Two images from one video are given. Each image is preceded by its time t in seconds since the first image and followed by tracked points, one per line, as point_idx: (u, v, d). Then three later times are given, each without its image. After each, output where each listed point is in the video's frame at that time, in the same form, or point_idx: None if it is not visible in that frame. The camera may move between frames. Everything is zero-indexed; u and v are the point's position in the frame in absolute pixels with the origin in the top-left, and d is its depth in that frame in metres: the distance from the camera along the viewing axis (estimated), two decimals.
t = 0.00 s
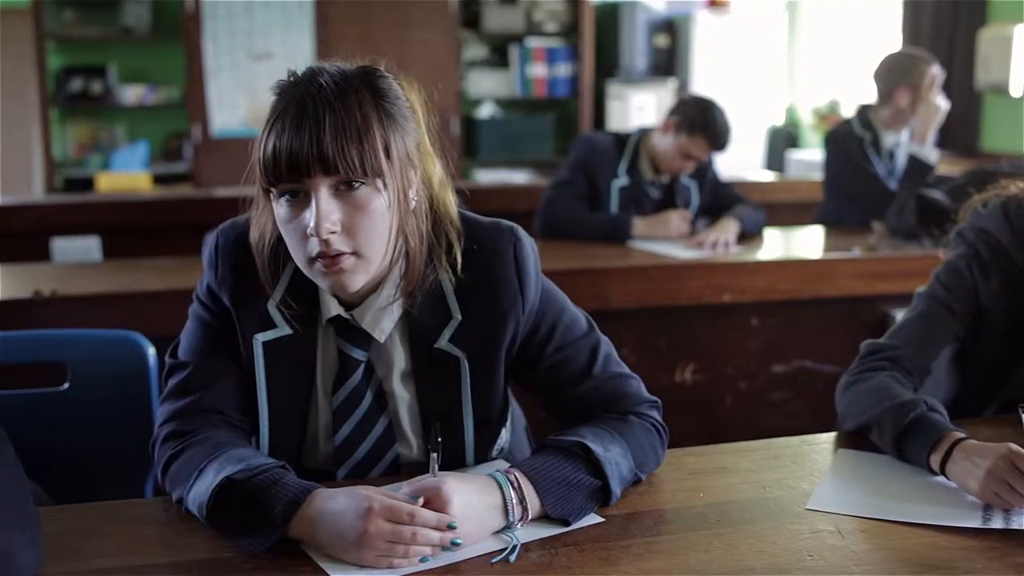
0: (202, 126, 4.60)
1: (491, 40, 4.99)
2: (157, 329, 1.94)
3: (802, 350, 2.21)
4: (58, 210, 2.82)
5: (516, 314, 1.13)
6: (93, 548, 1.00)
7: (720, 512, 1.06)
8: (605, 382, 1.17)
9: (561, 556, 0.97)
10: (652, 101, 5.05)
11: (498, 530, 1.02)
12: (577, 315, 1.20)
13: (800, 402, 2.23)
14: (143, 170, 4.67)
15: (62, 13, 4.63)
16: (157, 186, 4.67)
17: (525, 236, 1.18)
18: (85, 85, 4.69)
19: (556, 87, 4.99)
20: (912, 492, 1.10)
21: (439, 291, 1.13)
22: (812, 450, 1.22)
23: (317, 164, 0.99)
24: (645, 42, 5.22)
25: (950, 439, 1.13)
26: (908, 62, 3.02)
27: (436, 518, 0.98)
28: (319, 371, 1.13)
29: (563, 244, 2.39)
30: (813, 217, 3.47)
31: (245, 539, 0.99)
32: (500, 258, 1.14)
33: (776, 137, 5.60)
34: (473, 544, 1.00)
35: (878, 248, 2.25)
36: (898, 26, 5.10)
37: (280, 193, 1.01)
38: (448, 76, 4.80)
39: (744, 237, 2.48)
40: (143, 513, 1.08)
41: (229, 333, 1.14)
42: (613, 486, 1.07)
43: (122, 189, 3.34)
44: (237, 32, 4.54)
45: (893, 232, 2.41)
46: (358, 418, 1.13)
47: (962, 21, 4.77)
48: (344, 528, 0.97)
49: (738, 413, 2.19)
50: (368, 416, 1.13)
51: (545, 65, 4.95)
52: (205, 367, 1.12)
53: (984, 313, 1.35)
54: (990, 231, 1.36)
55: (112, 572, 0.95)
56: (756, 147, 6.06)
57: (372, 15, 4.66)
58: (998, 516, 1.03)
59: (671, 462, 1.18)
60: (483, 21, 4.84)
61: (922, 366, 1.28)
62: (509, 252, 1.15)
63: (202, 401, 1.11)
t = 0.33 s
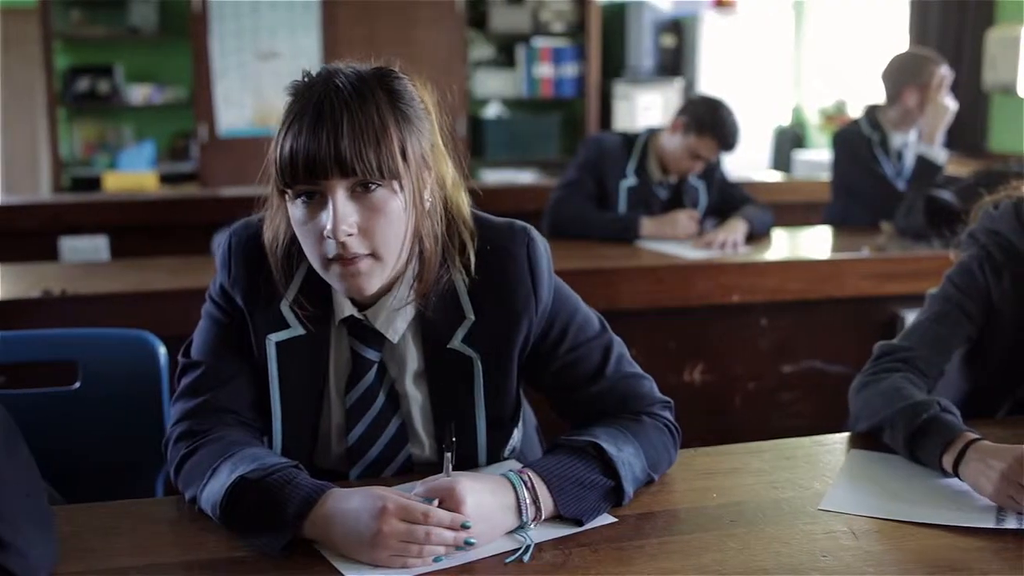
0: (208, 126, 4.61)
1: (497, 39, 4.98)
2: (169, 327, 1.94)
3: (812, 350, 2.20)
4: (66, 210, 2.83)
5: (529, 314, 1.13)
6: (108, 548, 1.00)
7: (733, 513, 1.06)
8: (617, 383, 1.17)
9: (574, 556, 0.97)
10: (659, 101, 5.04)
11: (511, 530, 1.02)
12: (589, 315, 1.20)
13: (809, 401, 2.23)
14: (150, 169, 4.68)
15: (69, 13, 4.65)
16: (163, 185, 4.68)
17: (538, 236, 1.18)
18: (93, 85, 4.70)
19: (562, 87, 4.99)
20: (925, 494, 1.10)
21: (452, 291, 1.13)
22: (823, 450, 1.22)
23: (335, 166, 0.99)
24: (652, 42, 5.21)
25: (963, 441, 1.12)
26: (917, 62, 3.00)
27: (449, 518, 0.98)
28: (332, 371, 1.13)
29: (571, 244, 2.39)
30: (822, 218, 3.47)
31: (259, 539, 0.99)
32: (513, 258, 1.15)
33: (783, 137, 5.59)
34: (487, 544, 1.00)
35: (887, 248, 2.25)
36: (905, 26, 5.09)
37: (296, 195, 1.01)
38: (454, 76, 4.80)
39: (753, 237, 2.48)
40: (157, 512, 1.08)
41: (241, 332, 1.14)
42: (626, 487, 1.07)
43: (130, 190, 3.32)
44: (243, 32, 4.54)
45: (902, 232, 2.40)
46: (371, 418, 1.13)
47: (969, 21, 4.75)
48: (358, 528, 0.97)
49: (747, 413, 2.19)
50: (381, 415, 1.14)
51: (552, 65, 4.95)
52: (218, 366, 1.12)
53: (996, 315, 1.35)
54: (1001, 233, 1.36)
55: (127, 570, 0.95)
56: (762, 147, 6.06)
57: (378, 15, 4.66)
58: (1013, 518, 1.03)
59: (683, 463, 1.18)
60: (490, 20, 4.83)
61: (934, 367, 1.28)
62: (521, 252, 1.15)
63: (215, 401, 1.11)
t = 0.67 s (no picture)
0: (217, 125, 4.61)
1: (505, 39, 4.98)
2: (182, 326, 1.94)
3: (823, 350, 2.20)
4: (76, 209, 2.83)
5: (546, 314, 1.13)
6: (126, 547, 1.00)
7: (750, 513, 1.06)
8: (634, 383, 1.17)
9: (593, 556, 0.97)
10: (667, 101, 5.05)
11: (529, 530, 1.02)
12: (605, 315, 1.20)
13: (820, 402, 2.23)
14: (159, 169, 4.68)
15: (77, 13, 4.66)
16: (173, 185, 4.68)
17: (553, 237, 1.18)
18: (101, 84, 4.70)
19: (571, 87, 4.99)
20: (941, 495, 1.10)
21: (469, 293, 1.13)
22: (838, 451, 1.22)
23: (361, 173, 0.99)
24: (660, 42, 5.21)
25: (979, 442, 1.12)
26: (928, 61, 2.98)
27: (468, 518, 0.98)
28: (349, 371, 1.14)
29: (582, 244, 2.39)
30: (832, 218, 3.46)
31: (277, 539, 0.99)
32: (529, 258, 1.14)
33: (791, 138, 5.59)
34: (505, 544, 1.00)
35: (898, 249, 2.24)
36: (914, 26, 5.08)
37: (320, 201, 1.00)
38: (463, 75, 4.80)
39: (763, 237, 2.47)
40: (174, 511, 1.08)
41: (258, 332, 1.14)
42: (643, 487, 1.07)
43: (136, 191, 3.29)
44: (252, 32, 4.55)
45: (913, 233, 2.39)
46: (388, 418, 1.14)
47: (979, 20, 4.75)
48: (377, 527, 0.97)
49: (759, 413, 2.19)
50: (398, 415, 1.14)
51: (560, 65, 4.95)
52: (235, 366, 1.12)
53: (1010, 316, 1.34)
54: (1016, 233, 1.35)
55: (145, 570, 0.95)
56: (770, 147, 6.06)
57: (386, 16, 4.65)
58: None
59: (699, 463, 1.18)
60: (498, 21, 4.83)
61: (950, 367, 1.28)
62: (538, 253, 1.15)
63: (232, 400, 1.11)
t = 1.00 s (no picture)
0: (226, 124, 4.63)
1: (514, 39, 4.98)
2: (196, 325, 1.95)
3: (835, 351, 2.19)
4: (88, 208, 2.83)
5: (564, 315, 1.13)
6: (146, 547, 1.00)
7: (768, 513, 1.06)
8: (651, 383, 1.17)
9: (612, 556, 0.97)
10: (675, 101, 5.05)
11: (548, 530, 1.02)
12: (622, 316, 1.20)
13: (832, 402, 2.23)
14: (168, 168, 4.69)
15: (87, 12, 4.66)
16: (182, 184, 4.69)
17: (571, 237, 1.18)
18: (111, 84, 4.70)
19: (579, 87, 4.99)
20: (958, 496, 1.10)
21: (487, 293, 1.14)
22: (855, 451, 1.22)
23: (387, 184, 0.98)
24: (669, 41, 5.20)
25: (998, 445, 1.12)
26: (940, 64, 3.00)
27: (487, 517, 0.99)
28: (366, 371, 1.14)
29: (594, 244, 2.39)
30: (842, 218, 3.46)
31: (297, 538, 0.99)
32: (547, 260, 1.14)
33: (800, 138, 5.58)
34: (525, 543, 1.00)
35: (911, 250, 2.24)
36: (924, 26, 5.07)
37: (343, 211, 1.00)
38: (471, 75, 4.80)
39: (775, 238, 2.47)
40: (192, 511, 1.08)
41: (276, 331, 1.14)
42: (661, 487, 1.07)
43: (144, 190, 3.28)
44: (261, 31, 4.56)
45: (925, 234, 2.39)
46: (406, 419, 1.14)
47: (989, 20, 4.73)
48: (397, 527, 0.98)
49: (771, 414, 2.19)
50: (416, 415, 1.14)
51: (569, 65, 4.96)
52: (254, 365, 1.12)
53: None
54: None
55: (165, 569, 0.96)
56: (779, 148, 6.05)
57: (395, 15, 4.64)
58: None
59: (716, 464, 1.18)
60: (507, 21, 4.83)
61: (968, 369, 1.28)
62: (556, 253, 1.15)
63: (250, 399, 1.11)
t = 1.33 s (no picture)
0: (234, 124, 4.64)
1: (521, 39, 4.98)
2: (207, 324, 1.95)
3: (845, 352, 2.19)
4: (96, 207, 2.84)
5: (579, 313, 1.13)
6: (161, 547, 1.01)
7: (783, 514, 1.05)
8: (666, 382, 1.17)
9: (627, 556, 0.97)
10: (682, 101, 5.05)
11: (564, 531, 1.02)
12: (638, 315, 1.20)
13: (842, 403, 2.23)
14: (175, 168, 4.69)
15: (95, 12, 4.66)
16: (189, 184, 4.69)
17: (586, 235, 1.17)
18: (119, 84, 4.71)
19: (586, 87, 5.00)
20: (973, 497, 1.09)
21: (503, 291, 1.14)
22: (868, 452, 1.23)
23: (411, 229, 0.95)
24: (676, 41, 5.19)
25: (1013, 447, 1.12)
26: (950, 65, 3.02)
27: (503, 517, 0.99)
28: (382, 370, 1.15)
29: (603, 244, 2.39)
30: (850, 219, 3.45)
31: (312, 538, 0.99)
32: (562, 258, 1.14)
33: (807, 139, 5.58)
34: (540, 543, 1.00)
35: (920, 250, 2.24)
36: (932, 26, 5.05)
37: (370, 254, 0.98)
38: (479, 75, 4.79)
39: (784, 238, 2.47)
40: (205, 510, 1.08)
41: (290, 330, 1.14)
42: (676, 487, 1.07)
43: (150, 190, 3.28)
44: (268, 31, 4.57)
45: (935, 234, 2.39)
46: (422, 418, 1.14)
47: (997, 21, 4.72)
48: (413, 527, 0.98)
49: (780, 414, 2.19)
50: (432, 415, 1.15)
51: (576, 65, 4.96)
52: (268, 365, 1.12)
53: None
54: None
55: (181, 569, 0.96)
56: (786, 148, 6.04)
57: (403, 15, 4.62)
58: None
59: (730, 464, 1.18)
60: (515, 21, 4.83)
61: (983, 370, 1.28)
62: (572, 251, 1.15)
63: (264, 399, 1.11)
